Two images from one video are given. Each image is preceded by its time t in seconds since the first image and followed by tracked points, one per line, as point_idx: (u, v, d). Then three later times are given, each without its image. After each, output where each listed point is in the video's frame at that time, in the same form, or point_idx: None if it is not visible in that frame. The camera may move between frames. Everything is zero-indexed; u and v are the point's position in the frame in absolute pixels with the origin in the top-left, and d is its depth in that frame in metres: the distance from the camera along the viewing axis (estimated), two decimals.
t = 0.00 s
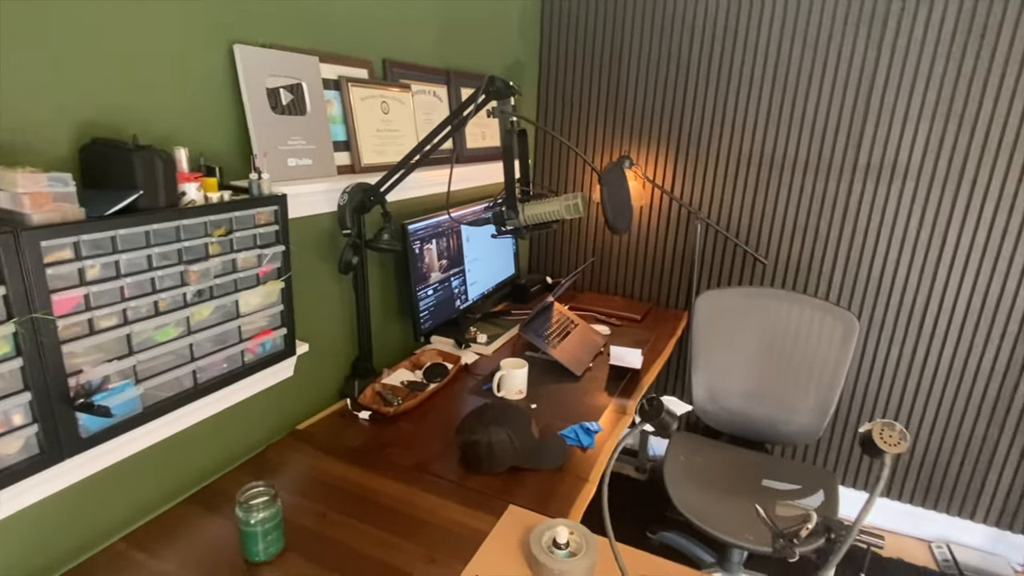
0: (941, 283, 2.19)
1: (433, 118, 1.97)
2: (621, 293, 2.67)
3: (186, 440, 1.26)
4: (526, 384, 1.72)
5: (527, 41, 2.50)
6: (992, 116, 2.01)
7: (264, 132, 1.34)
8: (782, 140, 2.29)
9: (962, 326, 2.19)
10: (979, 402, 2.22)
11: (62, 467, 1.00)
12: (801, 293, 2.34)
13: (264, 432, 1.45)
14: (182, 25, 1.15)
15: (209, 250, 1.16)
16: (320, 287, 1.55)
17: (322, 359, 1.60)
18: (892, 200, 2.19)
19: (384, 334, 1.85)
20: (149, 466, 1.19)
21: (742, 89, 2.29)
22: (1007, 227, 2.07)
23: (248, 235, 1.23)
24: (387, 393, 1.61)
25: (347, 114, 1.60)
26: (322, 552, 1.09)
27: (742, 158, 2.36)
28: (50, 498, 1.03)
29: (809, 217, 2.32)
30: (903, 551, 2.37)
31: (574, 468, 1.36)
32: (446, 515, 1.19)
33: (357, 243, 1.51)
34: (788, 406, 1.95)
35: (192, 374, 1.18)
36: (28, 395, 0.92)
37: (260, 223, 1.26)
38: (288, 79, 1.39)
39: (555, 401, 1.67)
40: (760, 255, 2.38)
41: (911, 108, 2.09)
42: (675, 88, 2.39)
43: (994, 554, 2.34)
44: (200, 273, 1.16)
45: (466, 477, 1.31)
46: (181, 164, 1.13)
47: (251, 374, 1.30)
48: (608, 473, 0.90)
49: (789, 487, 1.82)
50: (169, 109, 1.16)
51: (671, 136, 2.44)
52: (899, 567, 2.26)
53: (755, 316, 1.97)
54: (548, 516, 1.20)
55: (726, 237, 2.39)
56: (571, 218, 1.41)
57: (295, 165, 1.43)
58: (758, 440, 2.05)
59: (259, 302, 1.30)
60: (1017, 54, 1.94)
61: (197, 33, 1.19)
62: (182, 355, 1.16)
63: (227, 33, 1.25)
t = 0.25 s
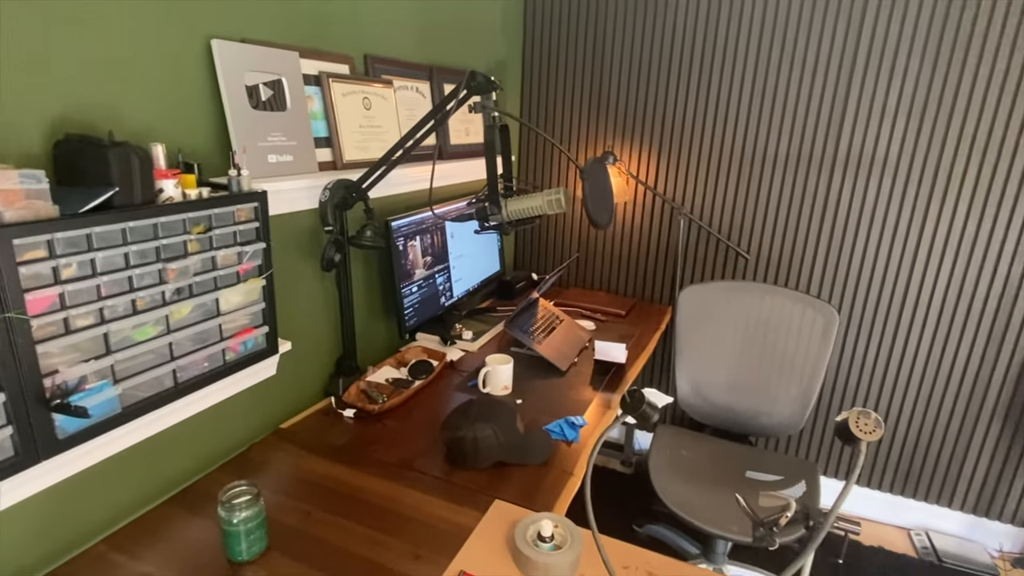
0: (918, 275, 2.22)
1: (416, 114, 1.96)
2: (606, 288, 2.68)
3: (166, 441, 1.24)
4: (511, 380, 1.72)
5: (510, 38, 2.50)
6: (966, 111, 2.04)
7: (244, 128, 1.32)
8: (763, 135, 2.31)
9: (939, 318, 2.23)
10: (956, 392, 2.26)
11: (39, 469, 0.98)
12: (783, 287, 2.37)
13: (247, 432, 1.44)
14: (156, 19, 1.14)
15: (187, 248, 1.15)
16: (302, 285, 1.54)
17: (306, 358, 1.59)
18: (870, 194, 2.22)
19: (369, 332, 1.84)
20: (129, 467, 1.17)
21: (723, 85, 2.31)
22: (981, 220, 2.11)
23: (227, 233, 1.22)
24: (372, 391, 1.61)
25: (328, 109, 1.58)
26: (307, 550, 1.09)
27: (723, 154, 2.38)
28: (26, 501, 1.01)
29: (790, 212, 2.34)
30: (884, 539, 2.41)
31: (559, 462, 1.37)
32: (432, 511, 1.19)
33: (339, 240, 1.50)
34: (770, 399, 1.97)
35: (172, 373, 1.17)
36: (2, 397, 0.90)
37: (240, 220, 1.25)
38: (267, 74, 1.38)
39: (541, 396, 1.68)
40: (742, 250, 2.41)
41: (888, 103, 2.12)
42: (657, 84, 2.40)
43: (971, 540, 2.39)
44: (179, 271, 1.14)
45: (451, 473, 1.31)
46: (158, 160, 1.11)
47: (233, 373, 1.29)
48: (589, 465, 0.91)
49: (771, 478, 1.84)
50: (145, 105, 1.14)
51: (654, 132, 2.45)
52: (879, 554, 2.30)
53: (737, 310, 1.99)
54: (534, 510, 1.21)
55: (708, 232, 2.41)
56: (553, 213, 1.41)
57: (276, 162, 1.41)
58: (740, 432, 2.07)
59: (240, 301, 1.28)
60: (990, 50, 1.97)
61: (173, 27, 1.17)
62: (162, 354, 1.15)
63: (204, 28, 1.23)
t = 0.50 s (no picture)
0: (901, 272, 2.25)
1: (405, 114, 1.96)
2: (595, 286, 2.69)
3: (155, 442, 1.23)
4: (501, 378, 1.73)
5: (498, 37, 2.50)
6: (947, 110, 2.07)
7: (230, 128, 1.32)
8: (749, 134, 2.33)
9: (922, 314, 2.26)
10: (940, 387, 2.30)
11: (25, 472, 0.97)
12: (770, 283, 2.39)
13: (237, 432, 1.43)
14: (141, 19, 1.13)
15: (174, 249, 1.14)
16: (291, 285, 1.54)
17: (295, 358, 1.59)
18: (854, 192, 2.25)
19: (358, 331, 1.84)
20: (116, 470, 1.17)
21: (709, 84, 2.33)
22: (963, 217, 2.14)
23: (214, 233, 1.21)
24: (362, 391, 1.61)
25: (316, 109, 1.58)
26: (297, 550, 1.09)
27: (710, 152, 2.40)
28: (13, 504, 1.00)
29: (776, 210, 2.37)
30: (869, 531, 2.45)
31: (549, 459, 1.38)
32: (422, 510, 1.20)
33: (328, 240, 1.49)
34: (757, 395, 2.00)
35: (160, 375, 1.16)
36: None
37: (227, 221, 1.24)
38: (254, 74, 1.37)
39: (531, 394, 1.69)
40: (729, 247, 2.43)
41: (871, 102, 2.15)
42: (645, 84, 2.41)
43: (955, 531, 2.43)
44: (166, 272, 1.14)
45: (441, 472, 1.32)
46: (143, 161, 1.11)
47: (221, 374, 1.29)
48: (578, 461, 0.92)
49: (758, 472, 1.87)
50: (131, 105, 1.14)
51: (642, 131, 2.47)
52: (865, 546, 2.33)
53: (725, 307, 2.01)
54: (524, 507, 1.21)
55: (696, 230, 2.43)
56: (541, 212, 1.42)
57: (263, 162, 1.41)
58: (728, 428, 2.10)
59: (228, 301, 1.28)
60: (970, 50, 2.00)
61: (157, 27, 1.16)
62: (150, 356, 1.14)
63: (189, 28, 1.23)
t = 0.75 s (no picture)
0: (885, 268, 2.28)
1: (392, 113, 1.96)
2: (585, 284, 2.70)
3: (142, 444, 1.22)
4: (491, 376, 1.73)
5: (485, 37, 2.50)
6: (929, 109, 2.10)
7: (216, 127, 1.31)
8: (735, 133, 2.35)
9: (906, 309, 2.30)
10: (924, 381, 2.33)
11: (8, 477, 0.96)
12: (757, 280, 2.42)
13: (225, 434, 1.43)
14: (123, 18, 1.12)
15: (160, 249, 1.14)
16: (279, 285, 1.53)
17: (284, 358, 1.58)
18: (839, 190, 2.27)
19: (348, 331, 1.83)
20: (103, 472, 1.16)
21: (696, 83, 2.35)
22: (945, 213, 2.17)
23: (201, 233, 1.21)
24: (352, 391, 1.60)
25: (303, 108, 1.57)
26: (287, 550, 1.09)
27: (697, 151, 2.41)
28: None
29: (763, 208, 2.39)
30: (856, 524, 2.48)
31: (539, 457, 1.38)
32: (413, 509, 1.20)
33: (316, 240, 1.49)
34: (745, 391, 2.02)
35: (146, 376, 1.15)
36: None
37: (214, 221, 1.23)
38: (240, 73, 1.36)
39: (521, 392, 1.69)
40: (717, 245, 2.45)
41: (855, 100, 2.17)
42: (632, 83, 2.42)
43: (940, 523, 2.47)
44: (152, 273, 1.13)
45: (432, 471, 1.32)
46: (128, 161, 1.10)
47: (209, 375, 1.28)
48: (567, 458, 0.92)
49: (747, 467, 1.88)
50: (114, 104, 1.12)
51: (630, 130, 2.48)
52: (852, 539, 2.36)
53: (712, 304, 2.03)
54: (514, 505, 1.22)
55: (684, 228, 2.44)
56: (529, 210, 1.43)
57: (250, 162, 1.40)
58: (717, 424, 2.12)
59: (215, 302, 1.27)
60: (950, 49, 2.03)
61: (140, 26, 1.15)
62: (136, 357, 1.13)
63: (173, 27, 1.22)
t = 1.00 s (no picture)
0: (874, 264, 2.30)
1: (382, 111, 1.95)
2: (576, 282, 2.71)
3: (130, 446, 1.21)
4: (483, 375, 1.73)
5: (476, 35, 2.50)
6: (916, 106, 2.12)
7: (203, 126, 1.30)
8: (725, 131, 2.36)
9: (895, 305, 2.32)
10: (912, 377, 2.36)
11: None
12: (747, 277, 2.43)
13: (215, 434, 1.42)
14: (107, 15, 1.10)
15: (147, 249, 1.12)
16: (268, 285, 1.52)
17: (274, 358, 1.57)
18: (827, 187, 2.29)
19: (338, 331, 1.82)
20: (90, 474, 1.15)
21: (686, 82, 2.35)
22: (932, 210, 2.19)
23: (188, 233, 1.20)
24: (342, 391, 1.60)
25: (291, 107, 1.56)
26: (278, 551, 1.08)
27: (687, 149, 2.42)
28: None
29: (753, 205, 2.40)
30: (846, 519, 2.50)
31: (530, 455, 1.39)
32: (404, 508, 1.20)
33: (305, 239, 1.48)
34: (736, 387, 2.03)
35: (134, 378, 1.14)
36: None
37: (201, 220, 1.22)
38: (228, 71, 1.35)
39: (512, 390, 1.69)
40: (708, 242, 2.46)
41: (843, 98, 2.19)
42: (622, 80, 2.43)
43: (928, 517, 2.49)
44: (138, 273, 1.12)
45: (423, 470, 1.32)
46: (114, 160, 1.09)
47: (198, 375, 1.27)
48: (557, 456, 0.92)
49: (738, 463, 1.90)
50: (100, 102, 1.11)
51: (620, 128, 2.48)
52: (842, 534, 2.38)
53: (703, 301, 2.03)
54: (505, 503, 1.22)
55: (675, 225, 2.45)
56: (519, 209, 1.43)
57: (238, 161, 1.39)
58: (709, 420, 2.13)
59: (203, 302, 1.26)
60: (937, 46, 2.05)
61: (125, 23, 1.14)
62: (123, 358, 1.12)
63: (158, 25, 1.20)
